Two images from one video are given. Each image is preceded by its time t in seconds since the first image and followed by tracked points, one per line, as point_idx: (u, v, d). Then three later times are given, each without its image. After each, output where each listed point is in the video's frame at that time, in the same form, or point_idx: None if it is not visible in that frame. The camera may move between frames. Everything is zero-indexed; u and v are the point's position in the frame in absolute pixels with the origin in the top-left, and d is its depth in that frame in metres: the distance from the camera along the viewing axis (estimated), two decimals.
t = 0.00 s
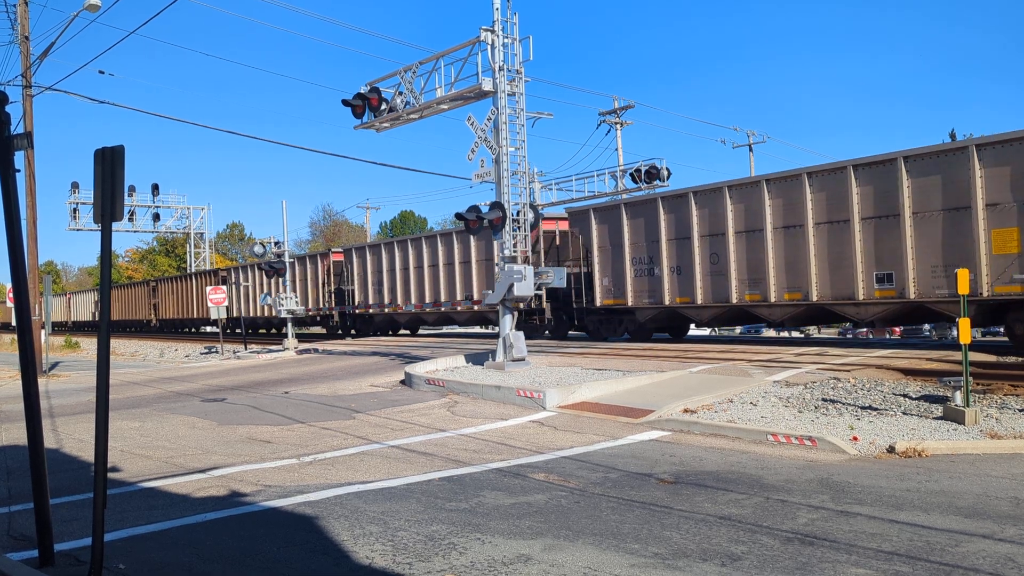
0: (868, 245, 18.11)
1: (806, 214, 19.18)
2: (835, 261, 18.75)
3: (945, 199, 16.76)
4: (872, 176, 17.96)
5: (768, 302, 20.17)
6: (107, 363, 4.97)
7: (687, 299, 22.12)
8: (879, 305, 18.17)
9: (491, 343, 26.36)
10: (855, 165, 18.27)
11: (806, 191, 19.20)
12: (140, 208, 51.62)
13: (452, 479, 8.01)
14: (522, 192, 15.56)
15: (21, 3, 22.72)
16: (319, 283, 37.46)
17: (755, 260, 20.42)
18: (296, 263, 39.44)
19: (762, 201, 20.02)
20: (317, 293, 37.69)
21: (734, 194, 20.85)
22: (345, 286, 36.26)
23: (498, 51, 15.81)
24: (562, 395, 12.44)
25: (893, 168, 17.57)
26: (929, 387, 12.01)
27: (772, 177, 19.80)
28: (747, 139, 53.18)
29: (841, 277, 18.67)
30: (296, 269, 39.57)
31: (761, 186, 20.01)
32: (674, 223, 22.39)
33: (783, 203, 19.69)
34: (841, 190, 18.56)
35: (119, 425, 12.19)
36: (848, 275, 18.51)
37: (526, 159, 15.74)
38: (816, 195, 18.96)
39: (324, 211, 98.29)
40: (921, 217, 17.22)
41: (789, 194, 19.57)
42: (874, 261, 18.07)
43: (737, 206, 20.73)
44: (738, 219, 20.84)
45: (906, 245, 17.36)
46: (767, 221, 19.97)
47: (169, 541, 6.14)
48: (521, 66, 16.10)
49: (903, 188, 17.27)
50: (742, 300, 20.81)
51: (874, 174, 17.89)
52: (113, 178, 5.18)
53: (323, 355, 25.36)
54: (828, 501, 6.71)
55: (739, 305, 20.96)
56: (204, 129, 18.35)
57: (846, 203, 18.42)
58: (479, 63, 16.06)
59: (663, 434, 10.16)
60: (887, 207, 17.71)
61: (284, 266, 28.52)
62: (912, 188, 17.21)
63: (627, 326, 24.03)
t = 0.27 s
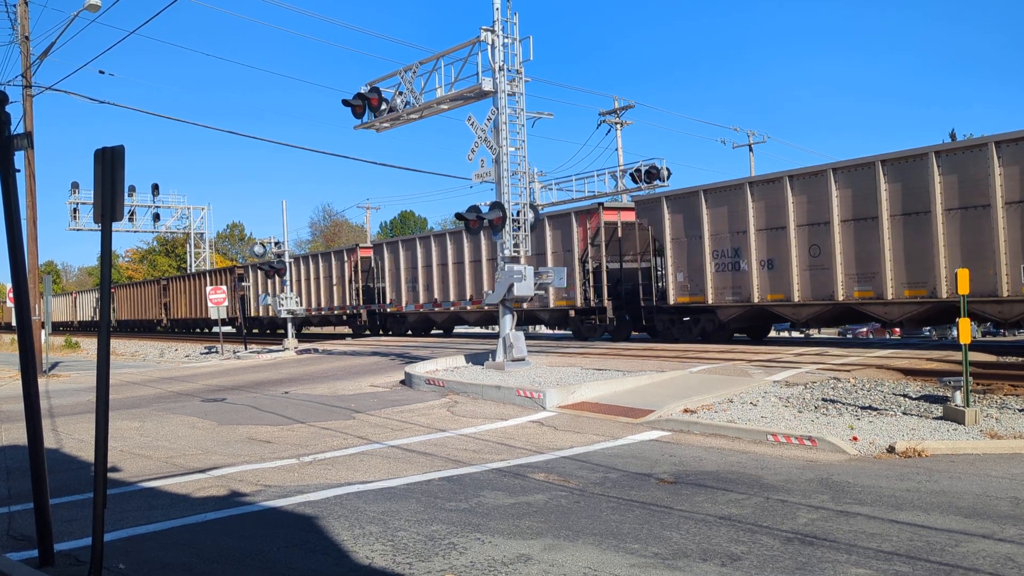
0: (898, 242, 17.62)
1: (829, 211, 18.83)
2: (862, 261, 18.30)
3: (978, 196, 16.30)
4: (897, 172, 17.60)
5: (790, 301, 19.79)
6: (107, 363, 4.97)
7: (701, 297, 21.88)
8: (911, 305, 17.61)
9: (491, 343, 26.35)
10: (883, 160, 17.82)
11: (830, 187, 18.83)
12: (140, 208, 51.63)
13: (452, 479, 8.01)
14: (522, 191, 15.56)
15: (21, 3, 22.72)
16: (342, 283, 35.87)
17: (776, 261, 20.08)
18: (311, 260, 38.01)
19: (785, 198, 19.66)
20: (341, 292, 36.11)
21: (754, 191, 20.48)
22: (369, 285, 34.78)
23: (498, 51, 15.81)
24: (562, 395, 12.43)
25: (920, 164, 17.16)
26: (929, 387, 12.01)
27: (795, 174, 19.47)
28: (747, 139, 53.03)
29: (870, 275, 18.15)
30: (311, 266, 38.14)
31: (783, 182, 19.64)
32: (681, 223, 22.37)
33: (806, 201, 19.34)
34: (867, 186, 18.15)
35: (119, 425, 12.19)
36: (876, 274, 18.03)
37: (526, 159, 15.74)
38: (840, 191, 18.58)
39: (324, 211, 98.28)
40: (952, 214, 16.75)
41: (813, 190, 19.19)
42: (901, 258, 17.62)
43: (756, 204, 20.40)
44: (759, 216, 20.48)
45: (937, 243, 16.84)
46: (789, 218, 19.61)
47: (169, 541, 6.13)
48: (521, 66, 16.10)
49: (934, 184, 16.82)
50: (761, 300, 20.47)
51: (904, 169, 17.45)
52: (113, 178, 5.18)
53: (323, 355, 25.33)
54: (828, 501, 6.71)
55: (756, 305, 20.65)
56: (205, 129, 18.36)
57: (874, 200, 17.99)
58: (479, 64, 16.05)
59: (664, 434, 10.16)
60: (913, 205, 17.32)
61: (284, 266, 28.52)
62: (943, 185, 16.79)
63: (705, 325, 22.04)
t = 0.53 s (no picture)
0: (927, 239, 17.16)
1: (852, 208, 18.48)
2: (886, 258, 17.89)
3: (1015, 191, 15.82)
4: (927, 167, 17.12)
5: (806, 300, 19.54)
6: (107, 363, 4.97)
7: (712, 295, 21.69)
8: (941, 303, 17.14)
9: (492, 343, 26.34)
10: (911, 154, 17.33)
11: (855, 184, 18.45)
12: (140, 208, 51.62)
13: (452, 479, 8.01)
14: (522, 191, 15.57)
15: (21, 3, 22.72)
16: (373, 280, 34.04)
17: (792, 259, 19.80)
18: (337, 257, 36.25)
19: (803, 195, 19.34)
20: (369, 291, 34.26)
21: (766, 189, 20.32)
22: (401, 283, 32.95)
23: (498, 51, 15.81)
24: (562, 395, 12.44)
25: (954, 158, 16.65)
26: (929, 387, 12.01)
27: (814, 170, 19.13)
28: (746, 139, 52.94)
29: (896, 273, 17.74)
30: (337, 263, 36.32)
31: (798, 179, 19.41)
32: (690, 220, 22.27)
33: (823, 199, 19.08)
34: (895, 182, 17.69)
35: (119, 425, 12.19)
36: (904, 271, 17.59)
37: (526, 159, 15.74)
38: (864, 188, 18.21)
39: (324, 211, 98.24)
40: (987, 209, 16.26)
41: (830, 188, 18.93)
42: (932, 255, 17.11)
43: (768, 202, 20.25)
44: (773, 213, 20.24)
45: (971, 238, 16.35)
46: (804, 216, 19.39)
47: (169, 541, 6.14)
48: (521, 66, 16.10)
49: (968, 179, 16.36)
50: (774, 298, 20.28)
51: (937, 164, 16.93)
52: (113, 179, 5.18)
53: (323, 355, 25.32)
54: (828, 501, 6.71)
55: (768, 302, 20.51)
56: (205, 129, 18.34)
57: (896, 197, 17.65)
58: (479, 63, 16.05)
59: (664, 434, 10.16)
60: (946, 201, 16.82)
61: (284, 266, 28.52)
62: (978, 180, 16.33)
63: (801, 325, 19.87)
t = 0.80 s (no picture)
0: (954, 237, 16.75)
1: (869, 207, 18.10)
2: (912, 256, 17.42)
3: None
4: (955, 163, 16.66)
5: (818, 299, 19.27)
6: (107, 362, 4.97)
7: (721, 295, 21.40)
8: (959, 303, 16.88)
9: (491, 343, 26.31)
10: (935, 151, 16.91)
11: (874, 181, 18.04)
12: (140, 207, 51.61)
13: (452, 479, 8.00)
14: (522, 192, 15.57)
15: (21, 3, 22.72)
16: (406, 277, 31.99)
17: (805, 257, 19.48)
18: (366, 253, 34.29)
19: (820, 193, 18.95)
20: (403, 289, 32.25)
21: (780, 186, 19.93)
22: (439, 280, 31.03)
23: (498, 51, 15.81)
24: (562, 395, 12.43)
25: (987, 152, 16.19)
26: (929, 387, 12.01)
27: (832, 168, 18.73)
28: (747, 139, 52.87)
29: (914, 273, 17.43)
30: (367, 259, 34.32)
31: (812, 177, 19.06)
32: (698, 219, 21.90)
33: (836, 197, 18.76)
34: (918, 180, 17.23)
35: (119, 424, 12.18)
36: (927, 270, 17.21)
37: (526, 159, 15.75)
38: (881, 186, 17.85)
39: (324, 211, 98.16)
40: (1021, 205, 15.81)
41: (844, 186, 18.60)
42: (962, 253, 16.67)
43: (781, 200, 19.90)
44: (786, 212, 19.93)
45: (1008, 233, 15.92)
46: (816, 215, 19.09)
47: (169, 541, 6.14)
48: (521, 66, 16.10)
49: (1002, 174, 15.88)
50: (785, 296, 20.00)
51: (966, 159, 16.50)
52: (113, 178, 5.19)
53: (323, 355, 25.30)
54: (828, 501, 6.71)
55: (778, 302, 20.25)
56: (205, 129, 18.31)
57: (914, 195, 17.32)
58: (479, 64, 16.06)
59: (663, 434, 10.16)
60: (979, 197, 16.35)
61: (284, 266, 28.51)
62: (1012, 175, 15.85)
63: (920, 325, 17.65)
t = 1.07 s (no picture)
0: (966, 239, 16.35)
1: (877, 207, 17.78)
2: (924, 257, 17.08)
3: None
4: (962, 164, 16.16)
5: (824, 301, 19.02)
6: (107, 363, 4.97)
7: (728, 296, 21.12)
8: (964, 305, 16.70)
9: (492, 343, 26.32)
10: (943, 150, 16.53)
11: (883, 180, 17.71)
12: (140, 208, 51.65)
13: (452, 479, 8.02)
14: (522, 192, 15.58)
15: (21, 3, 22.73)
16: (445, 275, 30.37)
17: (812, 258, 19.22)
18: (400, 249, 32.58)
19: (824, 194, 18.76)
20: (440, 288, 30.61)
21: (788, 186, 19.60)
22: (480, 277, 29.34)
23: (498, 51, 15.81)
24: (562, 395, 12.44)
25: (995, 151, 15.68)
26: (929, 387, 12.03)
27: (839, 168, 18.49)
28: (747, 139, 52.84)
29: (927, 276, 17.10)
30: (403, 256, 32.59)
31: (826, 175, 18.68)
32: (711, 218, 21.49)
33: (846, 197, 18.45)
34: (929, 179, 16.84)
35: (119, 425, 12.20)
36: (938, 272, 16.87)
37: (526, 159, 15.75)
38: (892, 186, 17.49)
39: (324, 211, 98.13)
40: None
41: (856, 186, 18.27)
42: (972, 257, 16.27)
43: (792, 199, 19.52)
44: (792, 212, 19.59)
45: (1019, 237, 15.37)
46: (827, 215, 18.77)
47: (169, 541, 6.15)
48: (521, 66, 16.11)
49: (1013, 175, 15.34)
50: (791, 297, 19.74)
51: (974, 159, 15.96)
52: (113, 179, 5.19)
53: (323, 355, 25.31)
54: (827, 501, 6.72)
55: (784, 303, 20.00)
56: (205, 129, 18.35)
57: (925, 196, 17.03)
58: (479, 64, 16.06)
59: (663, 434, 10.18)
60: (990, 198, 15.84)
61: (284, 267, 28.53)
62: None
63: None
